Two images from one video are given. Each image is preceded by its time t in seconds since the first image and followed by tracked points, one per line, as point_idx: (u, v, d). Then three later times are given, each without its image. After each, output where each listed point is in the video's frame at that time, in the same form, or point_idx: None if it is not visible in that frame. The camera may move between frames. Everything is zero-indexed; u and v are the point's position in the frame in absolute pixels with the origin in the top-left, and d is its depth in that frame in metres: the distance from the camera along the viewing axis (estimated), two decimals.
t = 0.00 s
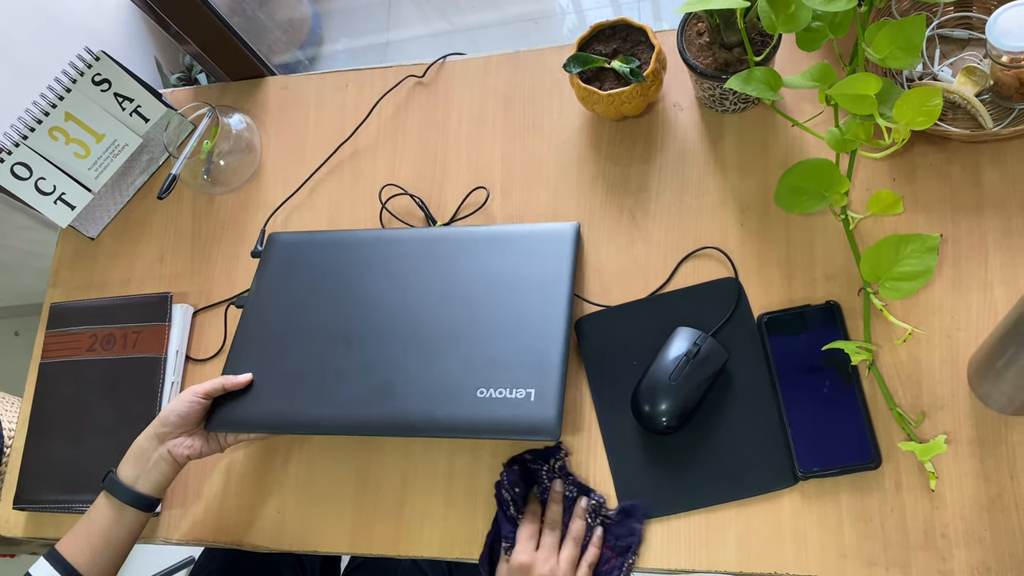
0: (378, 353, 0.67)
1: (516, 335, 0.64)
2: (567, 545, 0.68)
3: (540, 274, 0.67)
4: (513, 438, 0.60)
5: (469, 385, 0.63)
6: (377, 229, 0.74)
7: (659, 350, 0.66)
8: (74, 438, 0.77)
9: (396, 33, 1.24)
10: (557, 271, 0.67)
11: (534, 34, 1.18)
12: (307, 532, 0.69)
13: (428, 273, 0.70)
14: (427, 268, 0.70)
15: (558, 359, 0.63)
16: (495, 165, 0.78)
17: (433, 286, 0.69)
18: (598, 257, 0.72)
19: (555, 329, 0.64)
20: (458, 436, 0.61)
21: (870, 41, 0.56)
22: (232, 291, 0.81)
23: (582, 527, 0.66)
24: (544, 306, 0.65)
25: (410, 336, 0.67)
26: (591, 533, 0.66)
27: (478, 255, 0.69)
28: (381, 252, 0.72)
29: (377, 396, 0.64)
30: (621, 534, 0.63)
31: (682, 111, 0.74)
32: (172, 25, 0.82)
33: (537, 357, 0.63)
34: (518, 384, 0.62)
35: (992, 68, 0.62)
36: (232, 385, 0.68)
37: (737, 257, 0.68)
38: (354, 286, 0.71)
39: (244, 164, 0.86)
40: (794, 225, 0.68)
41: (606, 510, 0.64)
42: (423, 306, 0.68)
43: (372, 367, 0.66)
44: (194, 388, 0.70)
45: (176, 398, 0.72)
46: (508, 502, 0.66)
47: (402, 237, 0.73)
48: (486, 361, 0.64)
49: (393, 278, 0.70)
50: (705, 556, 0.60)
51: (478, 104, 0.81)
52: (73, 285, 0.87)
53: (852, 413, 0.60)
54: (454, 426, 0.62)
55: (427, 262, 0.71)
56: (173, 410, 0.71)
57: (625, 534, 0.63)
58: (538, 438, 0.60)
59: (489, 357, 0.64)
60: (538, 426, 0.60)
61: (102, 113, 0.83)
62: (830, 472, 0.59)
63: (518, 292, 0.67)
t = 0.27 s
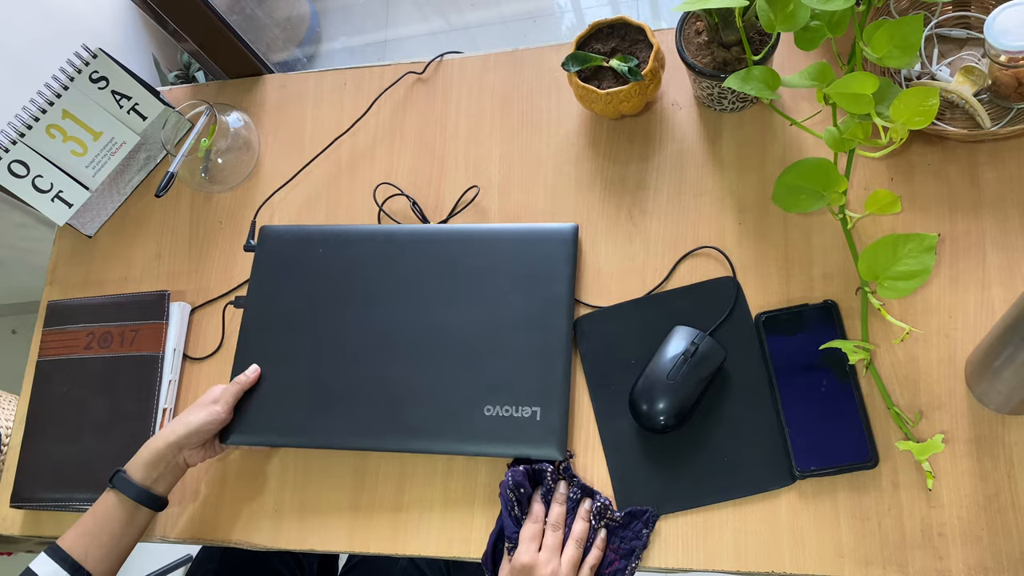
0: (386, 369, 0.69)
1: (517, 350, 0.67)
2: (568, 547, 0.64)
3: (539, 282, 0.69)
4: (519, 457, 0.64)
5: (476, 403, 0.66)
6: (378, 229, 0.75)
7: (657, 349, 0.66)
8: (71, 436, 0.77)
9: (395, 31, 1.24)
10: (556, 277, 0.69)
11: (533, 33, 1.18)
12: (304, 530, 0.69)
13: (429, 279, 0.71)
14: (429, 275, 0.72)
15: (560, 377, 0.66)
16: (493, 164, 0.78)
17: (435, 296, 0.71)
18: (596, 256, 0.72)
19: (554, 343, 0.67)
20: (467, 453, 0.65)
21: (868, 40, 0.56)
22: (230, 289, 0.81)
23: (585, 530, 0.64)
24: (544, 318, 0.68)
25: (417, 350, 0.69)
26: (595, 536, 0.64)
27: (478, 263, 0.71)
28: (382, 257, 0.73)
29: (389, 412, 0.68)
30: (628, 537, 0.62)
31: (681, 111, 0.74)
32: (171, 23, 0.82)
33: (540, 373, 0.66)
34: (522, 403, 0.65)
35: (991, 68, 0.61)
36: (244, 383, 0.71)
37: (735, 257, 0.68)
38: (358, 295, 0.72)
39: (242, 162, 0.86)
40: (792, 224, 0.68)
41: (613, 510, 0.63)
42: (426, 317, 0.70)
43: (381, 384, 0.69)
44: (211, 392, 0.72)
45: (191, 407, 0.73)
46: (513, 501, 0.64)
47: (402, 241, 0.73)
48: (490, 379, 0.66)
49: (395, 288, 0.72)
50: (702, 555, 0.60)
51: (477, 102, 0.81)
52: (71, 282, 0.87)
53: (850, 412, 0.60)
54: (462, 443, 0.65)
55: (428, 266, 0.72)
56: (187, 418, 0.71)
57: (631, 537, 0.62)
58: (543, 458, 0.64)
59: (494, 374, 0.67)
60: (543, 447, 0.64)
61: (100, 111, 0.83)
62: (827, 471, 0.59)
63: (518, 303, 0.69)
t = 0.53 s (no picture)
0: (386, 371, 0.69)
1: (516, 350, 0.67)
2: (564, 546, 0.64)
3: (537, 282, 0.69)
4: (519, 458, 0.64)
5: (476, 405, 0.66)
6: (377, 231, 0.75)
7: (655, 348, 0.66)
8: (69, 434, 0.77)
9: (393, 29, 1.24)
10: (554, 276, 0.69)
11: (532, 32, 1.18)
12: (302, 529, 0.68)
13: (427, 282, 0.71)
14: (427, 276, 0.72)
15: (558, 377, 0.66)
16: (492, 162, 0.78)
17: (434, 298, 0.71)
18: (594, 255, 0.72)
19: (552, 343, 0.67)
20: (467, 455, 0.65)
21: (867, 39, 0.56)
22: (228, 287, 0.80)
23: (582, 528, 0.64)
24: (542, 318, 0.68)
25: (415, 355, 0.69)
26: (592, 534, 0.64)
27: (476, 264, 0.71)
28: (381, 258, 0.73)
29: (389, 417, 0.68)
30: (625, 536, 0.62)
31: (679, 109, 0.74)
32: (169, 21, 0.82)
33: (539, 373, 0.66)
34: (521, 404, 0.65)
35: (990, 67, 0.61)
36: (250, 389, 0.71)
37: (733, 256, 0.68)
38: (358, 297, 0.73)
39: (240, 160, 0.86)
40: (790, 223, 0.68)
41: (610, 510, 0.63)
42: (425, 319, 0.70)
43: (381, 386, 0.69)
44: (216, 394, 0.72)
45: (195, 409, 0.73)
46: (511, 500, 0.64)
47: (400, 242, 0.74)
48: (490, 379, 0.67)
49: (394, 290, 0.72)
50: (701, 553, 0.60)
51: (475, 101, 0.81)
52: (68, 281, 0.86)
53: (848, 411, 0.60)
54: (463, 445, 0.65)
55: (426, 268, 0.72)
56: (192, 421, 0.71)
57: (628, 536, 0.62)
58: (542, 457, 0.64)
59: (492, 376, 0.67)
60: (542, 447, 0.64)
61: (98, 109, 0.83)
62: (825, 470, 0.59)
63: (515, 303, 0.69)
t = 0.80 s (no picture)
0: (385, 370, 0.69)
1: (515, 349, 0.67)
2: (498, 544, 0.64)
3: (536, 281, 0.69)
4: (519, 457, 0.64)
5: (475, 404, 0.66)
6: (375, 229, 0.75)
7: (654, 346, 0.66)
8: (67, 432, 0.77)
9: (392, 28, 1.24)
10: (552, 274, 0.69)
11: (530, 30, 1.18)
12: (300, 527, 0.68)
13: (426, 281, 0.71)
14: (426, 275, 0.72)
15: (556, 375, 0.66)
16: (491, 160, 0.78)
17: (433, 296, 0.71)
18: (593, 253, 0.72)
19: (551, 342, 0.67)
20: (468, 454, 0.65)
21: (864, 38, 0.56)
22: (227, 285, 0.80)
23: (515, 525, 0.64)
24: (541, 317, 0.68)
25: (414, 355, 0.69)
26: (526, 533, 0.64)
27: (474, 263, 0.71)
28: (380, 257, 0.73)
29: (390, 417, 0.68)
30: (561, 531, 0.63)
31: (678, 107, 0.74)
32: (167, 19, 0.82)
33: (538, 372, 0.66)
34: (521, 402, 0.65)
35: (988, 65, 0.61)
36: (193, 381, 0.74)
37: (731, 254, 0.68)
38: (357, 296, 0.73)
39: (239, 158, 0.86)
40: (789, 221, 0.68)
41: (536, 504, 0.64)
42: (425, 318, 0.70)
43: (381, 385, 0.69)
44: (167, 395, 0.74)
45: (169, 410, 0.72)
46: (449, 498, 0.66)
47: (399, 241, 0.74)
48: (489, 378, 0.67)
49: (393, 289, 0.72)
50: (699, 551, 0.60)
51: (474, 99, 0.81)
52: (67, 278, 0.86)
53: (846, 408, 0.60)
54: (462, 443, 0.65)
55: (425, 266, 0.72)
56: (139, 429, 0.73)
57: (563, 531, 0.63)
58: (541, 455, 0.64)
59: (491, 375, 0.67)
60: (541, 445, 0.64)
61: (97, 107, 0.83)
62: (823, 468, 0.59)
63: (514, 301, 0.69)
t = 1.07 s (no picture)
0: (385, 369, 0.69)
1: (515, 348, 0.67)
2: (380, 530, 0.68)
3: (535, 280, 0.69)
4: (519, 455, 0.64)
5: (475, 403, 0.66)
6: (374, 228, 0.75)
7: (653, 345, 0.66)
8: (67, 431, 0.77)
9: (391, 27, 1.24)
10: (551, 273, 0.69)
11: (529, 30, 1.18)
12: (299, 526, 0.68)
13: (425, 280, 0.71)
14: (425, 274, 0.72)
15: (556, 374, 0.66)
16: (490, 159, 0.78)
17: (432, 295, 0.71)
18: (592, 252, 0.72)
19: (550, 340, 0.67)
20: (468, 453, 0.65)
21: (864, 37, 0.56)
22: (226, 284, 0.80)
23: (313, 509, 0.70)
24: (540, 316, 0.68)
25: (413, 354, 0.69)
26: (322, 513, 0.69)
27: (473, 262, 0.71)
28: (379, 256, 0.73)
29: (389, 416, 0.68)
30: (349, 499, 0.68)
31: (677, 107, 0.74)
32: (166, 18, 0.81)
33: (538, 371, 0.66)
34: (520, 401, 0.65)
35: (986, 65, 0.62)
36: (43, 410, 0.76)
37: (731, 253, 0.68)
38: (355, 295, 0.73)
39: (238, 157, 0.86)
40: (788, 220, 0.68)
41: (325, 481, 0.69)
42: (424, 317, 0.70)
43: (381, 384, 0.69)
44: None
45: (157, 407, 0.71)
46: (241, 511, 0.71)
47: (398, 240, 0.74)
48: (489, 377, 0.67)
49: (392, 289, 0.72)
50: (698, 550, 0.60)
51: (473, 98, 0.81)
52: (66, 277, 0.86)
53: (845, 407, 0.60)
54: (463, 443, 0.65)
55: (424, 265, 0.72)
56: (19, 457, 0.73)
57: (352, 499, 0.68)
58: (541, 454, 0.64)
59: (490, 374, 0.67)
60: (541, 444, 0.64)
61: (96, 105, 0.82)
62: (822, 466, 0.59)
63: (514, 301, 0.68)
